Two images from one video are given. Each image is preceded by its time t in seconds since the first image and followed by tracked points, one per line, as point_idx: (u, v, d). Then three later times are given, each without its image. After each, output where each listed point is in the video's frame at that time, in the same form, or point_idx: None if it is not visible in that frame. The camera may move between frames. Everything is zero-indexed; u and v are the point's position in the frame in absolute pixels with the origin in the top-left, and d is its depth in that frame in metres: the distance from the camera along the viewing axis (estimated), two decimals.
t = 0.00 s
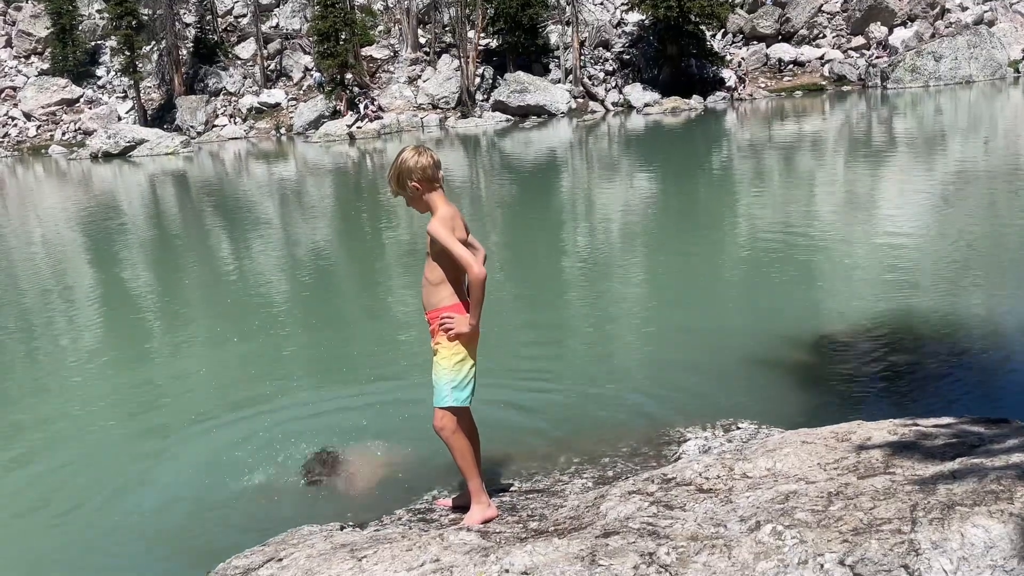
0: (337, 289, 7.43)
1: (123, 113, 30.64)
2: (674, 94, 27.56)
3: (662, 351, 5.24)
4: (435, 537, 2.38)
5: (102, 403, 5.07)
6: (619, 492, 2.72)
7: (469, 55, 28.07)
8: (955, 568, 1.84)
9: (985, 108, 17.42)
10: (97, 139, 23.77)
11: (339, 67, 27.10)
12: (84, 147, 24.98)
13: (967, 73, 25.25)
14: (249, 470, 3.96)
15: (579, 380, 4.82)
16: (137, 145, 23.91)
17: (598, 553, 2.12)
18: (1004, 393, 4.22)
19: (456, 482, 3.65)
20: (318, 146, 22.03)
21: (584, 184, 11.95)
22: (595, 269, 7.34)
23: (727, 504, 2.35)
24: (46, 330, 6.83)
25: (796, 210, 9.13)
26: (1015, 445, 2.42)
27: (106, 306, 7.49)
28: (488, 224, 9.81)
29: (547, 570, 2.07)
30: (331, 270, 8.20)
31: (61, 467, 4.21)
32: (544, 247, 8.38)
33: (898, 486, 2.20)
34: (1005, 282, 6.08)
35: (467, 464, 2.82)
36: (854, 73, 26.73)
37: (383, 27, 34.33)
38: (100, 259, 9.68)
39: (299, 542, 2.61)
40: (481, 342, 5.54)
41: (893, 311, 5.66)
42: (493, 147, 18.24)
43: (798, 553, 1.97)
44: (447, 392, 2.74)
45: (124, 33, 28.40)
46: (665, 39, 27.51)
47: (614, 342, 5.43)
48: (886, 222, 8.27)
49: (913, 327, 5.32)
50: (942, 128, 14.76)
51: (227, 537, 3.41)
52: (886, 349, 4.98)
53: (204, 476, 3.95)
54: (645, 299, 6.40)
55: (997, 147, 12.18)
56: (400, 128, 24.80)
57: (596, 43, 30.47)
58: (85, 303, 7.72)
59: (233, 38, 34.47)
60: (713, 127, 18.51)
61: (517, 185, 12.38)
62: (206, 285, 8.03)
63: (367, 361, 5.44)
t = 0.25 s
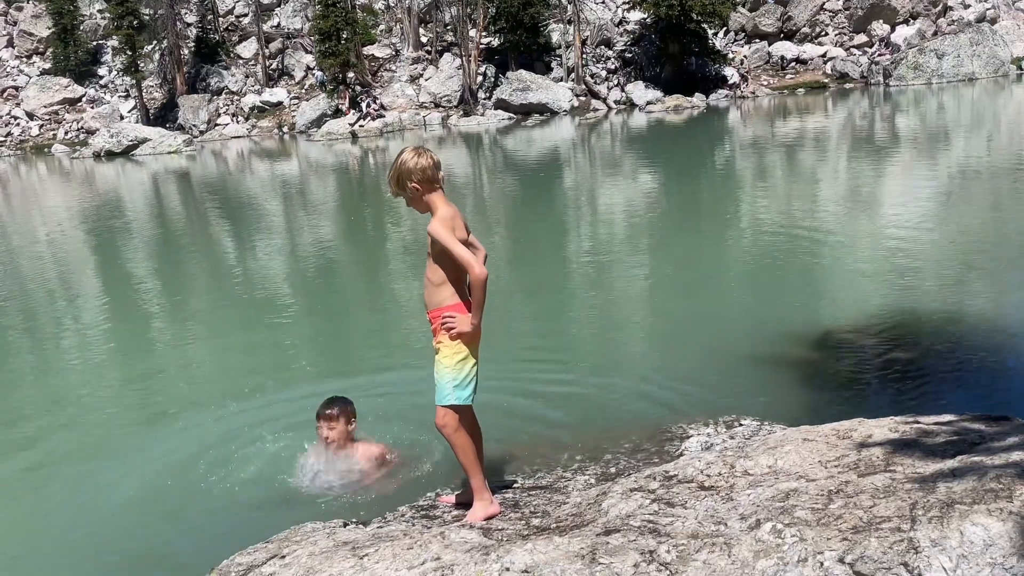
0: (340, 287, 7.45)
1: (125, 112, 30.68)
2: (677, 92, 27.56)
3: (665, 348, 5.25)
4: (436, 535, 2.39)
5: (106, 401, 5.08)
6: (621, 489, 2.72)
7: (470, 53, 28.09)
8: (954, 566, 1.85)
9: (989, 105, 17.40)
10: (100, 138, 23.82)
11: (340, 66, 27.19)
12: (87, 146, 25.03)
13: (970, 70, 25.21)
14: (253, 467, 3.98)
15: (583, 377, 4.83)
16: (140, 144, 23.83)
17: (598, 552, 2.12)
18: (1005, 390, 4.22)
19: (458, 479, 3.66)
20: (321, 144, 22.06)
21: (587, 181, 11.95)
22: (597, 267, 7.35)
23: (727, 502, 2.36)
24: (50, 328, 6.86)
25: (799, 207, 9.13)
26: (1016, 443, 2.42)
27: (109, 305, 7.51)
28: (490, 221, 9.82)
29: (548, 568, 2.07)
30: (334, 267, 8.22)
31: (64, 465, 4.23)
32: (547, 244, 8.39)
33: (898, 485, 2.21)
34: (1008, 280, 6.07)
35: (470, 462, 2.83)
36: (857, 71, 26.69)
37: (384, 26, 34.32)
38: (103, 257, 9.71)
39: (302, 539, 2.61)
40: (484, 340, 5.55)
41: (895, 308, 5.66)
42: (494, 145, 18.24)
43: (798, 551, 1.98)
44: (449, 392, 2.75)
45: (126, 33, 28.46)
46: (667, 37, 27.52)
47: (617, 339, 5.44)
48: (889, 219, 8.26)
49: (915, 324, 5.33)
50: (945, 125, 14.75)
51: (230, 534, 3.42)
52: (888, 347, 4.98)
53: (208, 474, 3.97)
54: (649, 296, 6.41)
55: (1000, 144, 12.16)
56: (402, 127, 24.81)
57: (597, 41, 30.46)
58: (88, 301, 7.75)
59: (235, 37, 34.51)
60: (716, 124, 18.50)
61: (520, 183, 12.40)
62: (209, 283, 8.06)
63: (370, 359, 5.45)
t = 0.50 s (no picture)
0: (342, 285, 7.45)
1: (127, 111, 30.72)
2: (679, 91, 27.53)
3: (666, 347, 5.25)
4: (436, 533, 2.39)
5: (108, 400, 5.10)
6: (622, 487, 2.73)
7: (472, 52, 28.10)
8: (953, 563, 1.85)
9: (991, 103, 17.37)
10: (102, 137, 23.86)
11: (342, 65, 27.24)
12: (89, 145, 25.06)
13: (972, 68, 25.17)
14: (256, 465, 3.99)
15: (585, 375, 4.84)
16: (142, 142, 23.82)
17: (597, 549, 2.13)
18: (1008, 388, 4.21)
19: (460, 477, 3.65)
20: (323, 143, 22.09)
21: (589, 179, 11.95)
22: (599, 265, 7.35)
23: (728, 500, 2.36)
24: (53, 327, 6.87)
25: (802, 205, 9.13)
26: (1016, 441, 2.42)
27: (112, 303, 7.53)
28: (492, 220, 9.82)
29: (548, 567, 2.08)
30: (336, 266, 8.23)
31: (67, 463, 4.24)
32: (549, 243, 8.39)
33: (898, 482, 2.21)
34: (1010, 277, 6.07)
35: (472, 460, 2.83)
36: (859, 69, 26.63)
37: (386, 25, 34.28)
38: (106, 256, 9.72)
39: (303, 537, 2.62)
40: (486, 338, 5.55)
41: (897, 306, 5.65)
42: (496, 143, 18.24)
43: (798, 549, 1.98)
44: (449, 391, 2.76)
45: (128, 33, 28.50)
46: (669, 36, 27.52)
47: (619, 337, 5.45)
48: (891, 217, 8.25)
49: (917, 322, 5.32)
50: (947, 123, 14.73)
51: (231, 533, 3.42)
52: (889, 345, 4.98)
53: (209, 472, 3.97)
54: (651, 294, 6.41)
55: (1003, 142, 12.15)
56: (404, 125, 24.80)
57: (599, 40, 30.42)
58: (91, 299, 7.76)
59: (237, 37, 34.53)
60: (718, 122, 18.48)
61: (522, 181, 12.40)
62: (212, 282, 8.07)
63: (372, 357, 5.46)
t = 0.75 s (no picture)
0: (344, 284, 7.46)
1: (129, 110, 30.75)
2: (680, 89, 27.51)
3: (667, 345, 5.25)
4: (436, 531, 2.39)
5: (110, 398, 5.11)
6: (622, 485, 2.73)
7: (474, 51, 28.10)
8: (953, 560, 1.85)
9: (993, 101, 17.34)
10: (104, 136, 23.89)
11: (344, 64, 27.27)
12: (92, 144, 25.08)
13: (974, 66, 25.13)
14: (258, 464, 4.01)
15: (585, 373, 4.85)
16: (144, 142, 23.88)
17: (597, 547, 2.13)
18: (1010, 385, 4.21)
19: (462, 475, 3.66)
20: (325, 142, 22.10)
21: (590, 178, 11.94)
22: (600, 263, 7.35)
23: (728, 498, 2.36)
24: (56, 326, 6.89)
25: (803, 203, 9.13)
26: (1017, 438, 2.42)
27: (115, 302, 7.54)
28: (494, 218, 9.82)
29: (547, 564, 2.08)
30: (339, 264, 8.24)
31: (70, 461, 4.25)
32: (551, 241, 8.39)
33: (897, 480, 2.21)
34: (1013, 275, 6.06)
35: (473, 457, 2.84)
36: (861, 67, 26.57)
37: (388, 24, 34.30)
38: (108, 255, 9.73)
39: (304, 535, 2.62)
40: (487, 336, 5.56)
41: (899, 304, 5.64)
42: (498, 142, 18.24)
43: (796, 547, 1.99)
44: (452, 388, 2.76)
45: (130, 32, 28.54)
46: (671, 34, 27.53)
47: (621, 335, 5.45)
48: (893, 215, 8.24)
49: (918, 320, 5.32)
50: (949, 121, 14.72)
51: (232, 532, 3.43)
52: (891, 343, 4.97)
53: (211, 471, 3.98)
54: (653, 292, 6.42)
55: (1005, 140, 12.14)
56: (406, 123, 24.79)
57: (601, 38, 30.40)
58: (93, 298, 7.77)
59: (238, 36, 34.54)
60: (719, 121, 18.46)
61: (524, 180, 12.40)
62: (214, 280, 8.09)
63: (374, 355, 5.47)
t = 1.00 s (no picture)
0: (345, 283, 7.47)
1: (131, 110, 30.75)
2: (682, 88, 27.49)
3: (668, 344, 5.25)
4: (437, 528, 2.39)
5: (112, 397, 5.11)
6: (622, 483, 2.73)
7: (475, 50, 28.09)
8: (954, 558, 1.85)
9: (995, 99, 17.31)
10: (106, 136, 23.88)
11: (345, 63, 27.26)
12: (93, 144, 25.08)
13: (976, 64, 25.09)
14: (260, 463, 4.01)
15: (586, 371, 4.85)
16: (146, 142, 23.90)
17: (597, 544, 2.13)
18: (1011, 384, 4.20)
19: (463, 474, 3.66)
20: (326, 141, 22.11)
21: (592, 177, 11.94)
22: (601, 262, 7.34)
23: (728, 495, 2.36)
24: (57, 325, 6.90)
25: (805, 201, 9.12)
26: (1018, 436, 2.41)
27: (116, 302, 7.53)
28: (496, 217, 9.83)
29: (547, 561, 2.08)
30: (340, 263, 8.25)
31: (71, 460, 4.25)
32: (552, 240, 8.39)
33: (898, 478, 2.21)
34: (1014, 273, 6.05)
35: (475, 456, 2.85)
36: (863, 65, 26.54)
37: (389, 23, 34.28)
38: (110, 254, 9.74)
39: (305, 533, 2.62)
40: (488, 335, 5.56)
41: (900, 302, 5.64)
42: (499, 141, 18.22)
43: (796, 544, 1.98)
44: (457, 388, 2.76)
45: (132, 32, 28.56)
46: (672, 33, 27.53)
47: (622, 333, 5.46)
48: (894, 213, 8.24)
49: (920, 318, 5.31)
50: (951, 119, 14.70)
51: (233, 531, 3.43)
52: (893, 342, 4.97)
53: (211, 469, 3.98)
54: (654, 291, 6.42)
55: (1006, 138, 12.12)
56: (407, 123, 24.78)
57: (602, 37, 30.39)
58: (95, 297, 7.78)
59: (240, 35, 34.53)
60: (721, 119, 18.44)
61: (525, 178, 12.40)
62: (216, 279, 8.09)
63: (375, 354, 5.47)
